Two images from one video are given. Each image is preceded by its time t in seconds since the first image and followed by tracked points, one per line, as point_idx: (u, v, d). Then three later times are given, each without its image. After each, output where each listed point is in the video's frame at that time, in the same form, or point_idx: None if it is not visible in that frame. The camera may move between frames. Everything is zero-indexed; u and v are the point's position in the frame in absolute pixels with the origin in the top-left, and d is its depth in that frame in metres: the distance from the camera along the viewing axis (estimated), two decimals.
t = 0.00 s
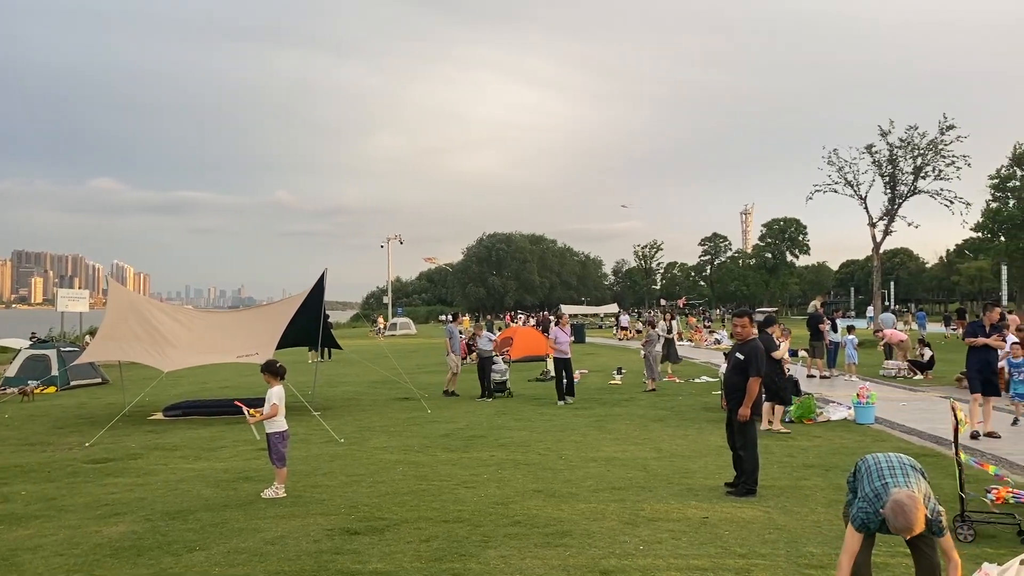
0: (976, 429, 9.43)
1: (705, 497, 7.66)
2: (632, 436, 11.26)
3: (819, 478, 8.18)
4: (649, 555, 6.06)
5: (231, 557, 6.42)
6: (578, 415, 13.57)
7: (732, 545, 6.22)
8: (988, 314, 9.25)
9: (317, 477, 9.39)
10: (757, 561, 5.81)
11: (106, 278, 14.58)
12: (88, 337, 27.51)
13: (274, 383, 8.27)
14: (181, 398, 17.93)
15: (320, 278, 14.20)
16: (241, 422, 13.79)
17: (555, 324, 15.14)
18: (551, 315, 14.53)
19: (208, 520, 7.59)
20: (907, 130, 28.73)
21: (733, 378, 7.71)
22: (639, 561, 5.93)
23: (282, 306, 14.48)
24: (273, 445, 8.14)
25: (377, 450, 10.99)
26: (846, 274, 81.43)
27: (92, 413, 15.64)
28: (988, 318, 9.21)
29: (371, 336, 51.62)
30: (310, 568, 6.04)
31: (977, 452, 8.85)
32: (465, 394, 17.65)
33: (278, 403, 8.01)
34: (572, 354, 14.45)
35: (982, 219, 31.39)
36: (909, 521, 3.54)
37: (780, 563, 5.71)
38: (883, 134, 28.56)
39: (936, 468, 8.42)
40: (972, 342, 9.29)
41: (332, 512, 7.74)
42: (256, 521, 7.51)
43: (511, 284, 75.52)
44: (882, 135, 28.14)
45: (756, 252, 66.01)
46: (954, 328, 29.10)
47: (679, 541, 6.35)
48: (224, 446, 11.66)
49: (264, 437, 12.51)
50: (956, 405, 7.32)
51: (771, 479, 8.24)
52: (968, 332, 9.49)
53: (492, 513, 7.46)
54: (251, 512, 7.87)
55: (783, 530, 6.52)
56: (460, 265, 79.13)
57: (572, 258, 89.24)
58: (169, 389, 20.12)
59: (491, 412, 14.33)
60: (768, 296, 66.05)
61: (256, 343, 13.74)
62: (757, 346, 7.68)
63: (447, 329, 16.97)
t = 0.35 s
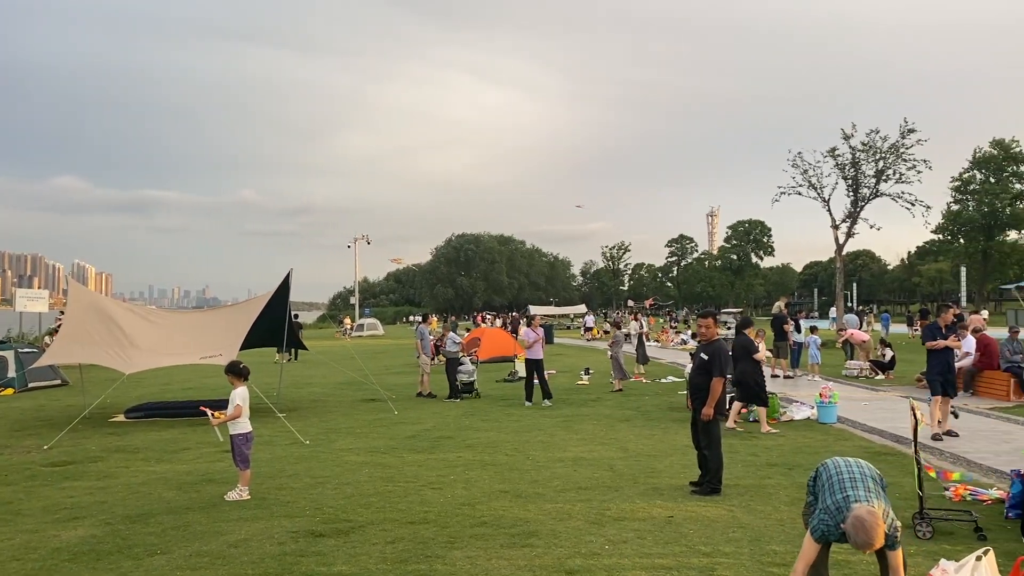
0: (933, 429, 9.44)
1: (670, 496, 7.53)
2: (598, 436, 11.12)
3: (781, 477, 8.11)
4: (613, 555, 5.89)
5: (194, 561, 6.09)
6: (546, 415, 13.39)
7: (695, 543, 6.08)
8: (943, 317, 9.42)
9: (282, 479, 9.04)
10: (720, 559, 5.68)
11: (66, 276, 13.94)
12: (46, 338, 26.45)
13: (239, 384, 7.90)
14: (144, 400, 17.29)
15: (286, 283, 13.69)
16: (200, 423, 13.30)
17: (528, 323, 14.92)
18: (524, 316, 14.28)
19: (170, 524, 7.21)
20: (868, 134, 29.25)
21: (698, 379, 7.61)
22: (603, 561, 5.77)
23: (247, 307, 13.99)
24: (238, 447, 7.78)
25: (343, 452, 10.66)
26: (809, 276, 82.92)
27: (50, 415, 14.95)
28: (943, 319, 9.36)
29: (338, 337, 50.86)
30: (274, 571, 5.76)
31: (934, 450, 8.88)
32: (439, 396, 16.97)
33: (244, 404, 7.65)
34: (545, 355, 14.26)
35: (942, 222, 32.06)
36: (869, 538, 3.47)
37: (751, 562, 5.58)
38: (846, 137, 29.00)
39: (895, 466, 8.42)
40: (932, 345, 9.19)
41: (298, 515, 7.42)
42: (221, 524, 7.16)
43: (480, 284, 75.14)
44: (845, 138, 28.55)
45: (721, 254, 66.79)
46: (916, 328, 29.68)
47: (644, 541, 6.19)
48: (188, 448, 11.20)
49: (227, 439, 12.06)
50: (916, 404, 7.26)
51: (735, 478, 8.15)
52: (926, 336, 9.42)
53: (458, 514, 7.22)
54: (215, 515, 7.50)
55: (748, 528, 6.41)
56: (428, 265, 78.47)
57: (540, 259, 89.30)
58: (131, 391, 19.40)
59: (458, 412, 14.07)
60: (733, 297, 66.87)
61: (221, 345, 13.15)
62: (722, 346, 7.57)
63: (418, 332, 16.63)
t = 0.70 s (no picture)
0: (897, 428, 9.44)
1: (638, 495, 7.40)
2: (568, 436, 10.98)
3: (747, 476, 8.03)
4: (582, 555, 5.73)
5: (158, 564, 5.80)
6: (516, 416, 13.21)
7: (663, 542, 5.94)
8: (900, 316, 9.28)
9: (249, 481, 8.69)
10: (688, 558, 5.54)
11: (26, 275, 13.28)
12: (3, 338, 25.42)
13: (204, 385, 7.53)
14: (107, 401, 16.67)
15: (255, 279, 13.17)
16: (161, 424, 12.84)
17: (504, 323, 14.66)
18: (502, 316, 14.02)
19: (134, 527, 6.85)
20: (834, 137, 29.65)
21: (665, 380, 7.50)
22: (570, 561, 5.60)
23: (213, 305, 13.50)
24: (204, 448, 7.42)
25: (311, 453, 10.34)
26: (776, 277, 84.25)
27: (9, 417, 14.30)
28: (900, 319, 9.23)
29: (306, 337, 50.07)
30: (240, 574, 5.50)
31: (897, 449, 8.89)
32: (410, 396, 16.69)
33: (210, 405, 7.28)
34: (521, 356, 14.04)
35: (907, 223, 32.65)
36: (836, 545, 3.37)
37: (727, 559, 5.47)
38: (813, 140, 29.37)
39: (860, 464, 8.40)
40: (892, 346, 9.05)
41: (265, 517, 7.12)
42: (186, 527, 6.83)
43: (451, 284, 74.67)
44: (811, 141, 28.90)
45: (691, 255, 67.40)
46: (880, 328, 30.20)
47: (612, 540, 6.05)
48: (153, 450, 10.75)
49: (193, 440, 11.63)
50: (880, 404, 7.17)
51: (702, 477, 8.06)
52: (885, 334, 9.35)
53: (427, 515, 7.00)
54: (180, 517, 7.15)
55: (714, 527, 6.29)
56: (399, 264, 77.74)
57: (511, 259, 89.23)
58: (95, 392, 18.73)
59: (428, 413, 13.82)
60: (702, 297, 67.55)
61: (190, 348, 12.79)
62: (689, 346, 7.47)
63: (390, 330, 16.28)
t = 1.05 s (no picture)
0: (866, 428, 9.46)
1: (608, 493, 7.32)
2: (538, 434, 10.88)
3: (715, 473, 7.99)
4: (553, 553, 5.61)
5: (123, 566, 5.57)
6: (487, 415, 13.08)
7: (633, 539, 5.86)
8: (867, 314, 9.26)
9: (216, 481, 8.42)
10: (657, 555, 5.46)
11: None
12: None
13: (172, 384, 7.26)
14: (70, 401, 16.12)
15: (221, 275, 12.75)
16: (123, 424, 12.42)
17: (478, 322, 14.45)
18: (477, 314, 13.83)
19: (98, 528, 6.56)
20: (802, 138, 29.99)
21: (634, 379, 7.42)
22: (540, 559, 5.49)
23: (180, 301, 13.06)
24: (170, 449, 7.12)
25: (280, 453, 10.08)
26: (744, 277, 85.37)
27: None
28: (866, 318, 9.22)
29: (275, 336, 49.29)
30: None
31: (863, 446, 8.93)
32: (381, 396, 16.47)
33: (178, 404, 6.99)
34: (497, 356, 13.86)
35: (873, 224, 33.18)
36: (807, 543, 3.31)
37: (704, 556, 5.40)
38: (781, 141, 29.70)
39: (826, 461, 8.42)
40: (857, 344, 9.13)
41: (232, 517, 6.89)
42: (152, 528, 6.57)
43: (422, 283, 74.14)
44: (779, 142, 29.20)
45: (660, 254, 67.99)
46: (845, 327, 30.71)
47: (582, 538, 5.95)
48: (118, 450, 10.38)
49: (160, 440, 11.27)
50: (845, 402, 7.17)
51: (672, 475, 8.01)
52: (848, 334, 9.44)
53: (397, 515, 6.83)
54: (146, 518, 6.89)
55: (683, 524, 6.21)
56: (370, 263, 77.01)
57: (483, 258, 89.02)
58: (58, 392, 18.12)
59: (398, 413, 13.62)
60: (672, 296, 68.13)
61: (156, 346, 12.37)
62: (660, 344, 7.39)
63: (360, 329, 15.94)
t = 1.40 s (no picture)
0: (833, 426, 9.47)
1: (578, 489, 7.25)
2: (509, 432, 10.77)
3: (684, 469, 7.97)
4: (526, 549, 5.51)
5: (86, 566, 5.33)
6: (458, 412, 12.93)
7: (602, 535, 5.78)
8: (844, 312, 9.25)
9: (182, 480, 8.15)
10: (625, 551, 5.39)
11: None
12: None
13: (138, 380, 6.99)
14: (30, 400, 15.55)
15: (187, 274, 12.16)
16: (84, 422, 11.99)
17: (451, 320, 14.28)
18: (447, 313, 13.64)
19: (60, 528, 6.28)
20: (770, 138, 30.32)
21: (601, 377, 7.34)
22: (509, 555, 5.39)
23: (146, 298, 12.54)
24: (136, 448, 6.81)
25: (247, 451, 9.81)
26: (713, 274, 86.40)
27: None
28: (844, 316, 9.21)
29: (243, 334, 48.42)
30: None
31: (829, 442, 8.99)
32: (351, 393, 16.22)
33: (144, 402, 6.69)
34: (469, 353, 13.68)
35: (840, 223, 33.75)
36: (779, 536, 3.25)
37: (674, 550, 5.35)
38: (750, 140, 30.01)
39: (793, 457, 8.45)
40: (831, 340, 9.19)
41: (199, 516, 6.65)
42: (116, 528, 6.30)
43: (393, 280, 73.56)
44: (748, 140, 29.50)
45: (631, 252, 68.46)
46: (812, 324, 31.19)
47: (552, 534, 5.86)
48: (82, 450, 10.00)
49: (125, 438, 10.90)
50: (811, 398, 7.18)
51: (641, 470, 7.96)
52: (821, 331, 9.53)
53: (366, 513, 6.66)
54: (110, 518, 6.61)
55: (651, 519, 6.15)
56: (340, 260, 76.25)
57: (455, 255, 88.66)
58: (17, 391, 17.48)
59: (367, 410, 13.39)
60: (642, 294, 68.63)
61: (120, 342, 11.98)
62: (630, 342, 7.31)
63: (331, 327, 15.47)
